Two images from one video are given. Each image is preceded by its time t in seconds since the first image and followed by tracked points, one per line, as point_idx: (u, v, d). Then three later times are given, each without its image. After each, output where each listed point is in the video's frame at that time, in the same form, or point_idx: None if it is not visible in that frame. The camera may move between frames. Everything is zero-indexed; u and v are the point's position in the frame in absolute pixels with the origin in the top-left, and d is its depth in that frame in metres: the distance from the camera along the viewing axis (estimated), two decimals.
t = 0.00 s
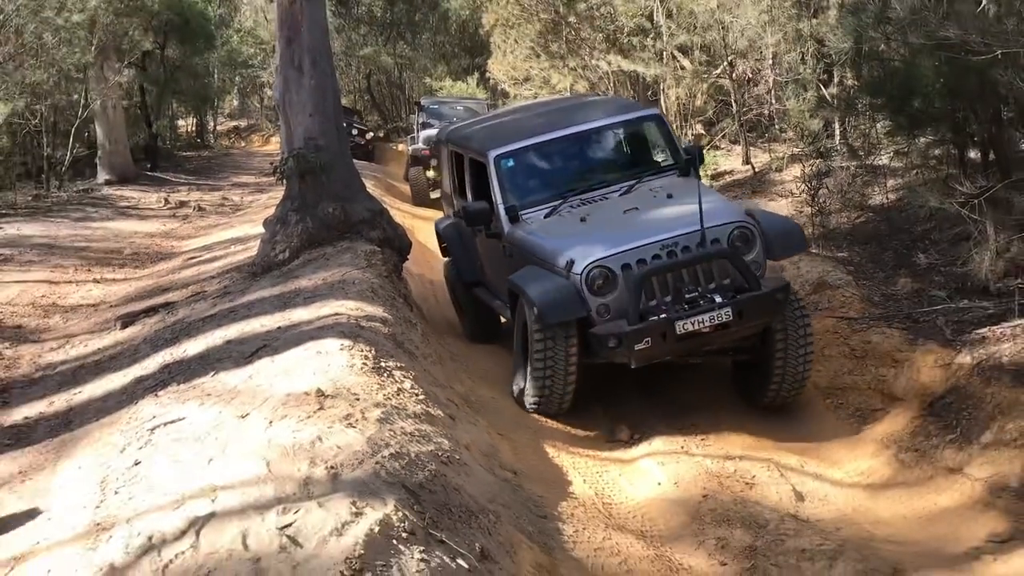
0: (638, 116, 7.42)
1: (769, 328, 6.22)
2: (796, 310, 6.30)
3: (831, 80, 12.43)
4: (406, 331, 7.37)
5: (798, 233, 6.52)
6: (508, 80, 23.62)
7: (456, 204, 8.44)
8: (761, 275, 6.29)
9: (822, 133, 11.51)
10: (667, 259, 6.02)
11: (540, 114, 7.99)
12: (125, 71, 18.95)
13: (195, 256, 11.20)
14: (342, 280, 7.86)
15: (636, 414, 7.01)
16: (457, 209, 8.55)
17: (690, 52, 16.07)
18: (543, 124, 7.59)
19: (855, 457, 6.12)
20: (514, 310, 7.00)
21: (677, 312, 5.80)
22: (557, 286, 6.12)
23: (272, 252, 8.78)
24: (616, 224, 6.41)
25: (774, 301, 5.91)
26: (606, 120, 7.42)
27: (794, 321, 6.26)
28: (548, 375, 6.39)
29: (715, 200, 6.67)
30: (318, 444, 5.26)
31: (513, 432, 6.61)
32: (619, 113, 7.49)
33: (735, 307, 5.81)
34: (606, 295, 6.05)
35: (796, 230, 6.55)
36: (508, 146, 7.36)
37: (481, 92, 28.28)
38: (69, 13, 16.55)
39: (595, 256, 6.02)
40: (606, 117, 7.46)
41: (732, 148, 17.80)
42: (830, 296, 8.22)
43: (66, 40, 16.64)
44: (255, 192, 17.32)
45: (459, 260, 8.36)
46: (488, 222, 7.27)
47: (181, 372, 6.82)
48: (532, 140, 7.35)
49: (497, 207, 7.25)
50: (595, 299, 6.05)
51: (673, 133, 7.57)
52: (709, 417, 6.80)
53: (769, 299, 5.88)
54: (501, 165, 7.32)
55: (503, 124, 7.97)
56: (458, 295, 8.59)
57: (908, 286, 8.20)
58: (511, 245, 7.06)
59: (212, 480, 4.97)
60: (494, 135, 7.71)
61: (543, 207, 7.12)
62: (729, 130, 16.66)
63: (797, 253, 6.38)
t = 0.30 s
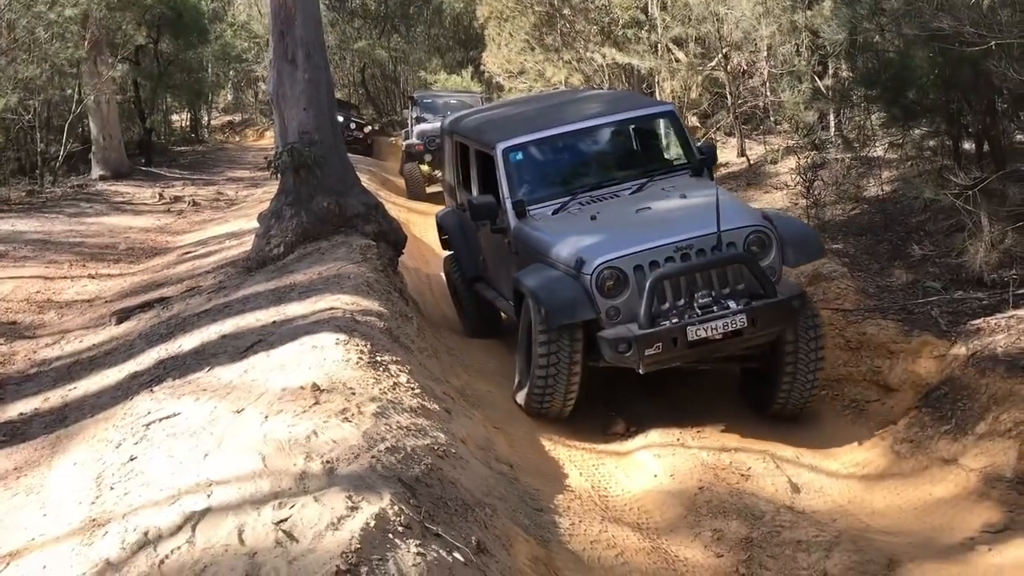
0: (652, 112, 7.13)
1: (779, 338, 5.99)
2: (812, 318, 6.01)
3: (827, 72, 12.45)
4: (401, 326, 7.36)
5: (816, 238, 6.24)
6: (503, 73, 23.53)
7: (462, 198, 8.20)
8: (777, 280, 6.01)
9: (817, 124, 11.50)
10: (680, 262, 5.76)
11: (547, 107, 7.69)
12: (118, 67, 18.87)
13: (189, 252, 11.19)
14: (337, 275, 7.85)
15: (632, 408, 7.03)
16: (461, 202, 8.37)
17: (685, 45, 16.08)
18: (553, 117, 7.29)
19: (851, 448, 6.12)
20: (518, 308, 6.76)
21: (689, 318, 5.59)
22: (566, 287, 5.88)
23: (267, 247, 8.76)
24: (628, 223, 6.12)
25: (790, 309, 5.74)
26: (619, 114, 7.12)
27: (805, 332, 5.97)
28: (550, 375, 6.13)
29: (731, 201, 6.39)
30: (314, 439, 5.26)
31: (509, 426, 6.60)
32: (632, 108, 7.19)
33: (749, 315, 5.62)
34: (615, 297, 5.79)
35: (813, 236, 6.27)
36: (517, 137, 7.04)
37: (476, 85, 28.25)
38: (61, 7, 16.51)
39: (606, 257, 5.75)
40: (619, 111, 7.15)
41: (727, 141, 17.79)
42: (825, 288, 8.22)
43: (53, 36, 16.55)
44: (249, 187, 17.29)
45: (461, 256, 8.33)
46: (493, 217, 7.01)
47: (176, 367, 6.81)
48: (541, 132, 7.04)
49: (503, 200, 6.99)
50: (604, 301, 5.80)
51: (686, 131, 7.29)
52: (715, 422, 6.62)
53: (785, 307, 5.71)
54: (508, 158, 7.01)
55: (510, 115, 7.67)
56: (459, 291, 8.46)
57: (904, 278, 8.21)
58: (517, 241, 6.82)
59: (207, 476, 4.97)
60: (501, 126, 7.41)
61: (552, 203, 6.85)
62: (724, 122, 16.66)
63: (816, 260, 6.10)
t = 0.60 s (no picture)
0: (654, 109, 6.97)
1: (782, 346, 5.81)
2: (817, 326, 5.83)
3: (817, 66, 12.50)
4: (392, 322, 7.35)
5: (824, 241, 6.03)
6: (493, 68, 23.50)
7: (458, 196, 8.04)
8: (783, 284, 5.81)
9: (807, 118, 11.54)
10: (683, 265, 5.56)
11: (545, 103, 7.54)
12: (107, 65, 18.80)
13: (179, 249, 11.15)
14: (328, 271, 7.83)
15: (624, 405, 7.05)
16: (457, 199, 8.20)
17: (675, 39, 16.12)
18: (552, 113, 7.13)
19: (842, 441, 6.14)
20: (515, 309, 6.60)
21: (692, 324, 5.40)
22: (566, 290, 5.69)
23: (257, 244, 8.74)
24: (629, 224, 5.93)
25: (795, 315, 5.56)
26: (620, 111, 6.97)
27: (810, 341, 5.79)
28: (546, 377, 5.99)
29: (736, 202, 6.18)
30: (306, 436, 5.25)
31: (501, 422, 6.60)
32: (633, 106, 7.02)
33: (754, 321, 5.44)
34: (616, 301, 5.60)
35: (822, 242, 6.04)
36: (515, 134, 6.88)
37: (467, 82, 28.24)
38: (48, 4, 16.42)
39: (607, 259, 5.55)
40: (620, 108, 7.01)
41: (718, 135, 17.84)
42: (816, 282, 8.24)
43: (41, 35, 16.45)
44: (239, 183, 17.24)
45: (456, 253, 8.31)
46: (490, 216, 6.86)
47: (167, 365, 6.79)
48: (540, 129, 6.88)
49: (501, 198, 6.82)
50: (604, 305, 5.60)
51: (688, 129, 7.16)
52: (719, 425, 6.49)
53: (791, 313, 5.55)
54: (506, 154, 6.85)
55: (509, 111, 7.50)
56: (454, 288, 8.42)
57: (894, 271, 8.24)
58: (514, 240, 6.65)
59: (199, 474, 4.96)
60: (499, 123, 7.25)
61: (550, 202, 6.70)
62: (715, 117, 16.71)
63: (820, 266, 5.90)
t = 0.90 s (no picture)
0: (654, 104, 6.79)
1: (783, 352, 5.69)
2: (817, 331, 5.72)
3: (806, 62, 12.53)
4: (383, 319, 7.34)
5: (828, 244, 5.89)
6: (483, 65, 23.49)
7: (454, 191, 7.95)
8: (784, 288, 5.68)
9: (797, 113, 11.56)
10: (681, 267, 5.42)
11: (544, 98, 7.37)
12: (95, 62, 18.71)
13: (168, 246, 11.11)
14: (318, 268, 7.81)
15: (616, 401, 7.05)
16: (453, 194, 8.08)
17: (665, 36, 16.14)
18: (551, 108, 6.96)
19: (833, 435, 6.16)
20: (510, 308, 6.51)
21: (691, 328, 5.27)
22: (561, 292, 5.54)
23: (247, 241, 8.72)
24: (626, 224, 5.79)
25: (797, 320, 5.42)
26: (621, 105, 6.79)
27: (812, 346, 5.69)
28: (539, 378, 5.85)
29: (737, 202, 6.04)
30: (297, 432, 5.24)
31: (492, 418, 6.59)
32: (634, 100, 6.84)
33: (753, 325, 5.30)
34: (612, 303, 5.45)
35: (823, 240, 5.94)
36: (512, 128, 6.73)
37: (457, 79, 28.22)
38: (35, 0, 16.33)
39: (603, 260, 5.41)
40: (621, 102, 6.83)
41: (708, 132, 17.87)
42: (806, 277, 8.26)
43: (28, 31, 16.40)
44: (228, 181, 17.19)
45: (451, 249, 8.24)
46: (485, 213, 6.73)
47: (157, 363, 6.76)
48: (537, 123, 6.71)
49: (496, 195, 6.69)
50: (600, 307, 5.45)
51: (691, 125, 6.94)
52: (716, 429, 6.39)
53: (793, 318, 5.41)
54: (502, 149, 6.71)
55: (508, 105, 7.33)
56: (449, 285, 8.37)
57: (883, 267, 8.27)
58: (509, 238, 6.52)
59: (189, 471, 4.93)
60: (496, 117, 7.09)
61: (547, 198, 6.54)
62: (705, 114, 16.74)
63: (824, 268, 5.76)
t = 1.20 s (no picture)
0: (656, 99, 6.61)
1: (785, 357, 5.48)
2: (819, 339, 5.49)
3: (796, 58, 12.58)
4: (373, 314, 7.33)
5: (834, 250, 5.71)
6: (473, 60, 23.48)
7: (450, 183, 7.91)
8: (785, 292, 5.53)
9: (786, 109, 11.59)
10: (681, 270, 5.26)
11: (543, 90, 7.19)
12: (83, 57, 18.64)
13: (157, 241, 11.08)
14: (307, 264, 7.79)
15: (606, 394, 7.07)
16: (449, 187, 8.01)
17: (655, 33, 16.17)
18: (549, 101, 6.78)
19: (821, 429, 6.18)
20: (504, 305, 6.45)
21: (689, 334, 5.10)
22: (557, 295, 5.42)
23: (236, 236, 8.70)
24: (624, 224, 5.64)
25: (798, 326, 5.26)
26: (622, 99, 6.61)
27: (813, 350, 5.48)
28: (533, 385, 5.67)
29: (739, 203, 5.90)
30: (286, 427, 5.23)
31: (482, 413, 6.59)
32: (634, 95, 6.67)
33: (753, 332, 5.14)
34: (608, 306, 5.30)
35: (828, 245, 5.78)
36: (508, 122, 6.57)
37: (448, 76, 28.23)
38: None
39: (599, 263, 5.27)
40: (622, 96, 6.65)
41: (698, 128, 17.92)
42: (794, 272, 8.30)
43: (15, 25, 16.73)
44: (218, 176, 17.15)
45: (446, 245, 8.20)
46: (480, 209, 6.62)
47: (146, 358, 6.74)
48: (535, 117, 6.54)
49: (491, 191, 6.55)
50: (596, 311, 5.31)
51: (693, 121, 6.77)
52: (708, 429, 6.36)
53: (794, 324, 5.23)
54: (498, 144, 6.54)
55: (505, 98, 7.16)
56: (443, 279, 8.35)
57: (872, 262, 8.30)
58: (504, 236, 6.41)
59: (178, 465, 4.92)
60: (492, 110, 6.92)
61: (543, 195, 6.40)
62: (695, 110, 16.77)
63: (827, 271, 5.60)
